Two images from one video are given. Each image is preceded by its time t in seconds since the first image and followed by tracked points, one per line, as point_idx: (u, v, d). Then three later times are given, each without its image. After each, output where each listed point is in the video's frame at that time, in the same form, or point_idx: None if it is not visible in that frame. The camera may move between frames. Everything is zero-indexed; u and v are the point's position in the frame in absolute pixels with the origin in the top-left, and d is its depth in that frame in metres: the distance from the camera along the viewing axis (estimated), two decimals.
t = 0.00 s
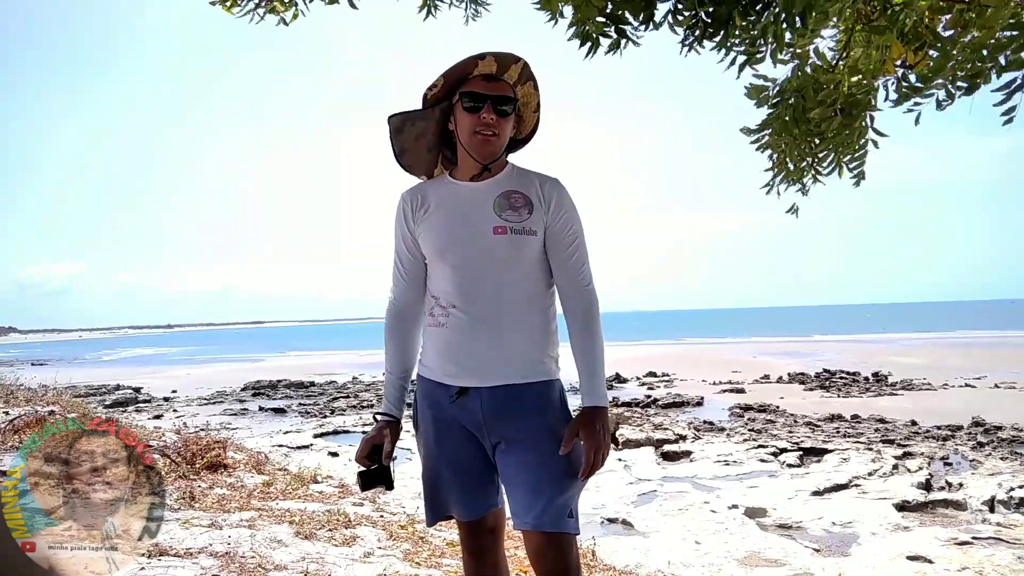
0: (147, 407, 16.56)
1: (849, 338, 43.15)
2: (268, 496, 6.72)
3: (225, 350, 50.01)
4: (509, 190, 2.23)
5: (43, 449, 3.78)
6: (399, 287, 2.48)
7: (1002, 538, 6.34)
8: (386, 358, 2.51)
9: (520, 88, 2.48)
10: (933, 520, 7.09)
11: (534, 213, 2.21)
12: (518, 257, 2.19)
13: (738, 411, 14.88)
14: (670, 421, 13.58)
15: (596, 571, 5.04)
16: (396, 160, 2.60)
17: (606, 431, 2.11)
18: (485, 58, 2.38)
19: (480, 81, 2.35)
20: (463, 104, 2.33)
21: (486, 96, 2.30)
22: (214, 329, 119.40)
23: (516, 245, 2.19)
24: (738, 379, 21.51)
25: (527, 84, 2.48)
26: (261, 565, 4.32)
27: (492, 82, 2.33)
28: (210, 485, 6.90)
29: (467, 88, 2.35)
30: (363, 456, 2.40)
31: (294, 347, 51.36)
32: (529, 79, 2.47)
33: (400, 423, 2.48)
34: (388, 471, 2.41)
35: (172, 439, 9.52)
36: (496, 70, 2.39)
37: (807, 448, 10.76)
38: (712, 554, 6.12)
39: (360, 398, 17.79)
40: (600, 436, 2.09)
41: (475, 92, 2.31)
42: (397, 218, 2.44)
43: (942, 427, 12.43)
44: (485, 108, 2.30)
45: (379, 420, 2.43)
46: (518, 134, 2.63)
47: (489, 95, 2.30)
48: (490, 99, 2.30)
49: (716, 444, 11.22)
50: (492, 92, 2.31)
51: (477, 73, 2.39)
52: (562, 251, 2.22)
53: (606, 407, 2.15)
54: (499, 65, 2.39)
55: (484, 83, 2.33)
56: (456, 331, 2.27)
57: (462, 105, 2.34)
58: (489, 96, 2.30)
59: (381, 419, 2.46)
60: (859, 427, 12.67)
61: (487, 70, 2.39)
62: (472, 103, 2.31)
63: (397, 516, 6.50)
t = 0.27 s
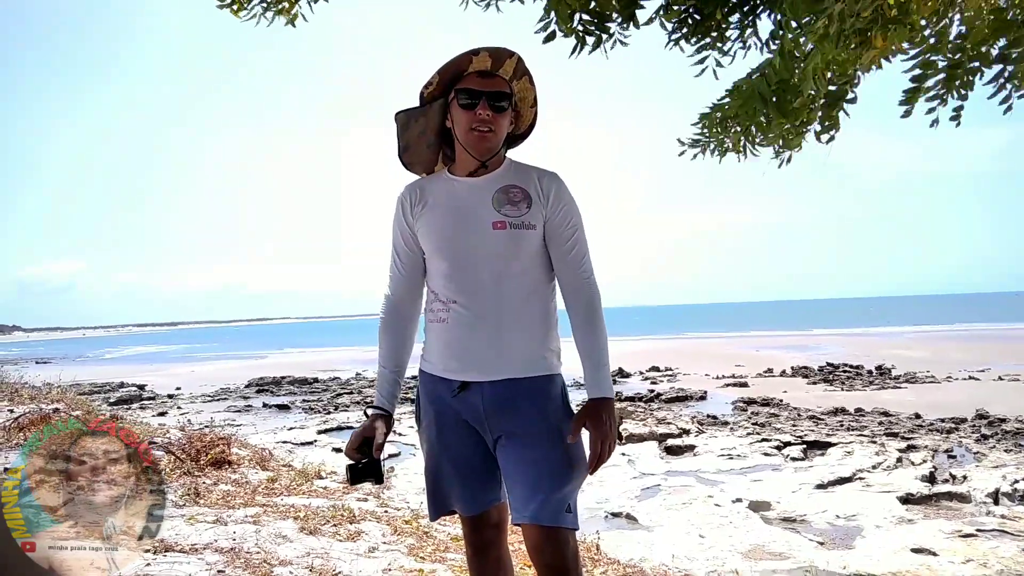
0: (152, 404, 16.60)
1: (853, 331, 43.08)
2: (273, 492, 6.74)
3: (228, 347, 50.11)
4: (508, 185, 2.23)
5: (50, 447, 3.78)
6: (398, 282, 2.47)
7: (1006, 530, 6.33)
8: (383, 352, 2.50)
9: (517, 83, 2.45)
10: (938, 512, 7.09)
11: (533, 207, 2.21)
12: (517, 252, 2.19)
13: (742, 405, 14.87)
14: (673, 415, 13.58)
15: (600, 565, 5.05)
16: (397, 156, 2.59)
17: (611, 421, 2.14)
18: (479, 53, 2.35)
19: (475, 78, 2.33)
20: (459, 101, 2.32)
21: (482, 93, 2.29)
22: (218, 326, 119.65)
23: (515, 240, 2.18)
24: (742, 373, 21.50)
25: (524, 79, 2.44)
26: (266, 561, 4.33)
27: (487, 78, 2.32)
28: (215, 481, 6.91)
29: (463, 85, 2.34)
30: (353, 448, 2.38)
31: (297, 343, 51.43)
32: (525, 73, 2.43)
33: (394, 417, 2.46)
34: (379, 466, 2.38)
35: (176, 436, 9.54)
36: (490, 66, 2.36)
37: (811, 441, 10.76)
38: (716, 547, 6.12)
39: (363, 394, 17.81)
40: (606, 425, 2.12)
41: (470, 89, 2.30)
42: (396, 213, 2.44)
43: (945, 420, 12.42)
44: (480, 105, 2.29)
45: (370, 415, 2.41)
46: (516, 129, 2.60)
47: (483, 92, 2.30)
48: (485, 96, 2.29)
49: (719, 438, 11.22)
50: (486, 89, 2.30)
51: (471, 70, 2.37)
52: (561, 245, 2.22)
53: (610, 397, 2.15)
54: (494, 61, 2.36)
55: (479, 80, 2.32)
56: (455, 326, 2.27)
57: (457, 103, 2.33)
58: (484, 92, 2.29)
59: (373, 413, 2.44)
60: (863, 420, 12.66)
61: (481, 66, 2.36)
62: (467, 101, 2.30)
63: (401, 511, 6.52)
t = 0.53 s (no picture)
0: (148, 405, 16.57)
1: (849, 331, 43.16)
2: (270, 492, 6.73)
3: (225, 348, 50.03)
4: (503, 183, 2.24)
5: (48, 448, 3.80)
6: (393, 282, 2.47)
7: (1003, 530, 6.35)
8: (377, 351, 2.50)
9: (513, 84, 2.44)
10: (934, 513, 7.10)
11: (527, 205, 2.22)
12: (513, 249, 2.21)
13: (739, 405, 14.89)
14: (671, 416, 13.59)
15: (598, 566, 5.05)
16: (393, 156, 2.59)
17: (603, 405, 2.08)
18: (477, 56, 2.34)
19: (472, 79, 2.33)
20: (456, 102, 2.32)
21: (479, 95, 2.29)
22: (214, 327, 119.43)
23: (510, 237, 2.20)
24: (739, 373, 21.53)
25: (520, 81, 2.43)
26: (264, 561, 4.32)
27: (484, 80, 2.32)
28: (212, 482, 6.90)
29: (460, 86, 2.33)
30: (352, 444, 2.32)
31: (294, 344, 51.36)
32: (522, 76, 2.43)
33: (390, 412, 2.44)
34: (379, 460, 2.34)
35: (173, 437, 9.53)
36: (488, 67, 2.35)
37: (808, 441, 10.77)
38: (714, 548, 6.12)
39: (361, 395, 17.80)
40: (597, 407, 2.06)
41: (467, 90, 2.29)
42: (391, 213, 2.45)
43: (942, 420, 12.43)
44: (477, 106, 2.29)
45: (366, 409, 2.38)
46: (512, 130, 2.60)
47: (481, 93, 2.29)
48: (482, 97, 2.29)
49: (717, 438, 11.23)
50: (483, 90, 2.30)
51: (470, 71, 2.35)
52: (555, 243, 2.22)
53: (604, 381, 2.10)
54: (491, 62, 2.34)
55: (477, 81, 2.31)
56: (449, 323, 2.27)
57: (454, 104, 2.33)
58: (482, 94, 2.29)
59: (370, 408, 2.41)
60: (860, 420, 12.68)
61: (479, 67, 2.35)
62: (464, 101, 2.30)
63: (399, 512, 6.51)
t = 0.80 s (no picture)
0: (149, 404, 16.59)
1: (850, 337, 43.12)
2: (270, 492, 6.73)
3: (226, 347, 50.07)
4: (504, 182, 2.24)
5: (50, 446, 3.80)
6: (395, 282, 2.49)
7: (1003, 538, 6.34)
8: (379, 352, 2.51)
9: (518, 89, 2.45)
10: (935, 520, 7.09)
11: (527, 203, 2.22)
12: (512, 248, 2.21)
13: (740, 410, 14.88)
14: (671, 420, 13.59)
15: (597, 569, 5.06)
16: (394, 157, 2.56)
17: (565, 414, 2.03)
18: (486, 56, 2.35)
19: (480, 80, 2.34)
20: (463, 103, 2.32)
21: (486, 95, 2.29)
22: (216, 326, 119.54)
23: (510, 236, 2.21)
24: (740, 378, 21.53)
25: (525, 86, 2.44)
26: (263, 561, 4.33)
27: (492, 81, 2.32)
28: (212, 482, 6.91)
29: (467, 86, 2.34)
30: (354, 450, 2.36)
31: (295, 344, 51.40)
32: (528, 81, 2.44)
33: (392, 416, 2.46)
34: (381, 465, 2.36)
35: (174, 436, 9.54)
36: (495, 69, 2.35)
37: (809, 447, 10.76)
38: (713, 552, 6.12)
39: (361, 395, 17.79)
40: (557, 423, 2.01)
41: (474, 91, 2.30)
42: (393, 213, 2.47)
43: (943, 427, 12.41)
44: (484, 106, 2.29)
45: (368, 414, 2.41)
46: (513, 135, 2.61)
47: (488, 94, 2.30)
48: (489, 98, 2.29)
49: (717, 443, 11.23)
50: (491, 91, 2.30)
51: (477, 72, 2.36)
52: (552, 241, 2.20)
53: (571, 389, 2.04)
54: (499, 64, 2.35)
55: (484, 82, 2.32)
56: (449, 323, 2.28)
57: (461, 104, 2.33)
58: (489, 95, 2.29)
59: (372, 412, 2.43)
60: (861, 427, 12.66)
61: (487, 68, 2.36)
62: (471, 101, 2.30)
63: (398, 513, 6.51)
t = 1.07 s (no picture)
0: (150, 400, 16.60)
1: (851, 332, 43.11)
2: (271, 488, 6.74)
3: (227, 343, 50.12)
4: (497, 176, 2.24)
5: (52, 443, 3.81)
6: (395, 280, 2.50)
7: (1003, 533, 6.34)
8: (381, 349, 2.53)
9: (510, 83, 2.45)
10: (934, 515, 7.10)
11: (520, 197, 2.20)
12: (505, 242, 2.20)
13: (740, 406, 14.89)
14: (671, 415, 13.60)
15: (597, 564, 5.07)
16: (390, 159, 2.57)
17: (546, 409, 2.04)
18: (476, 53, 2.35)
19: (471, 77, 2.33)
20: (454, 100, 2.32)
21: (478, 92, 2.29)
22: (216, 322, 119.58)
23: (503, 230, 2.20)
24: (740, 373, 21.53)
25: (517, 80, 2.44)
26: (264, 557, 4.33)
27: (482, 77, 2.32)
28: (213, 478, 6.92)
29: (458, 84, 2.33)
30: (358, 445, 2.35)
31: (296, 340, 51.41)
32: (518, 75, 2.44)
33: (396, 413, 2.47)
34: (383, 460, 2.36)
35: (174, 432, 9.54)
36: (486, 65, 2.35)
37: (809, 442, 10.77)
38: (713, 548, 6.13)
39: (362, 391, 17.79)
40: (539, 417, 2.02)
41: (467, 88, 2.29)
42: (392, 214, 2.49)
43: (943, 423, 12.41)
44: (476, 103, 2.29)
45: (373, 409, 2.41)
46: (507, 129, 2.59)
47: (480, 90, 2.29)
48: (481, 95, 2.29)
49: (717, 438, 11.23)
50: (483, 88, 2.30)
51: (468, 69, 2.36)
52: (546, 236, 2.18)
53: (559, 387, 2.06)
54: (490, 60, 2.35)
55: (475, 78, 2.32)
56: (445, 319, 2.29)
57: (453, 102, 2.33)
58: (481, 91, 2.29)
59: (377, 408, 2.43)
60: (861, 422, 12.67)
61: (479, 65, 2.35)
62: (463, 99, 2.30)
63: (399, 509, 6.52)
